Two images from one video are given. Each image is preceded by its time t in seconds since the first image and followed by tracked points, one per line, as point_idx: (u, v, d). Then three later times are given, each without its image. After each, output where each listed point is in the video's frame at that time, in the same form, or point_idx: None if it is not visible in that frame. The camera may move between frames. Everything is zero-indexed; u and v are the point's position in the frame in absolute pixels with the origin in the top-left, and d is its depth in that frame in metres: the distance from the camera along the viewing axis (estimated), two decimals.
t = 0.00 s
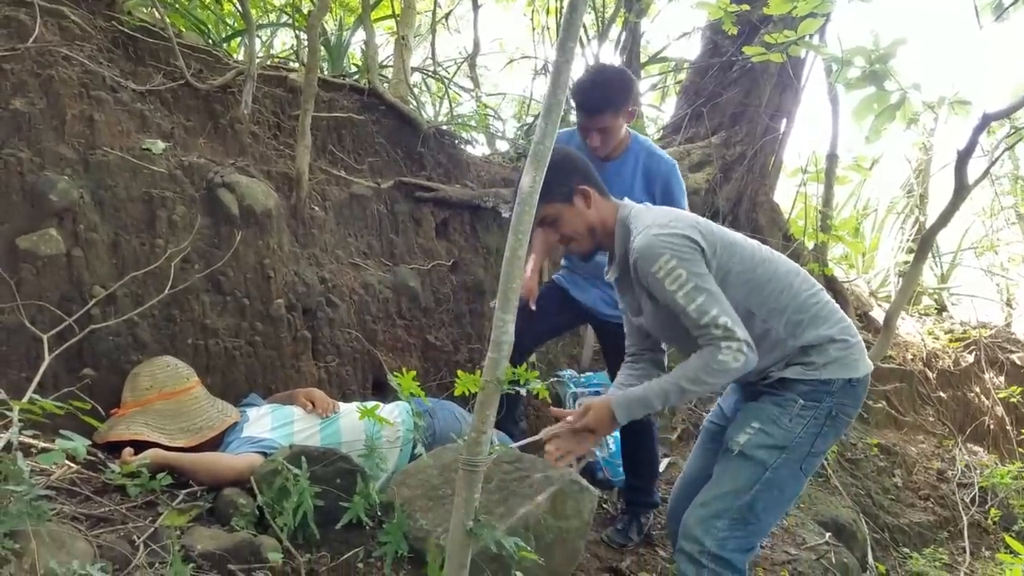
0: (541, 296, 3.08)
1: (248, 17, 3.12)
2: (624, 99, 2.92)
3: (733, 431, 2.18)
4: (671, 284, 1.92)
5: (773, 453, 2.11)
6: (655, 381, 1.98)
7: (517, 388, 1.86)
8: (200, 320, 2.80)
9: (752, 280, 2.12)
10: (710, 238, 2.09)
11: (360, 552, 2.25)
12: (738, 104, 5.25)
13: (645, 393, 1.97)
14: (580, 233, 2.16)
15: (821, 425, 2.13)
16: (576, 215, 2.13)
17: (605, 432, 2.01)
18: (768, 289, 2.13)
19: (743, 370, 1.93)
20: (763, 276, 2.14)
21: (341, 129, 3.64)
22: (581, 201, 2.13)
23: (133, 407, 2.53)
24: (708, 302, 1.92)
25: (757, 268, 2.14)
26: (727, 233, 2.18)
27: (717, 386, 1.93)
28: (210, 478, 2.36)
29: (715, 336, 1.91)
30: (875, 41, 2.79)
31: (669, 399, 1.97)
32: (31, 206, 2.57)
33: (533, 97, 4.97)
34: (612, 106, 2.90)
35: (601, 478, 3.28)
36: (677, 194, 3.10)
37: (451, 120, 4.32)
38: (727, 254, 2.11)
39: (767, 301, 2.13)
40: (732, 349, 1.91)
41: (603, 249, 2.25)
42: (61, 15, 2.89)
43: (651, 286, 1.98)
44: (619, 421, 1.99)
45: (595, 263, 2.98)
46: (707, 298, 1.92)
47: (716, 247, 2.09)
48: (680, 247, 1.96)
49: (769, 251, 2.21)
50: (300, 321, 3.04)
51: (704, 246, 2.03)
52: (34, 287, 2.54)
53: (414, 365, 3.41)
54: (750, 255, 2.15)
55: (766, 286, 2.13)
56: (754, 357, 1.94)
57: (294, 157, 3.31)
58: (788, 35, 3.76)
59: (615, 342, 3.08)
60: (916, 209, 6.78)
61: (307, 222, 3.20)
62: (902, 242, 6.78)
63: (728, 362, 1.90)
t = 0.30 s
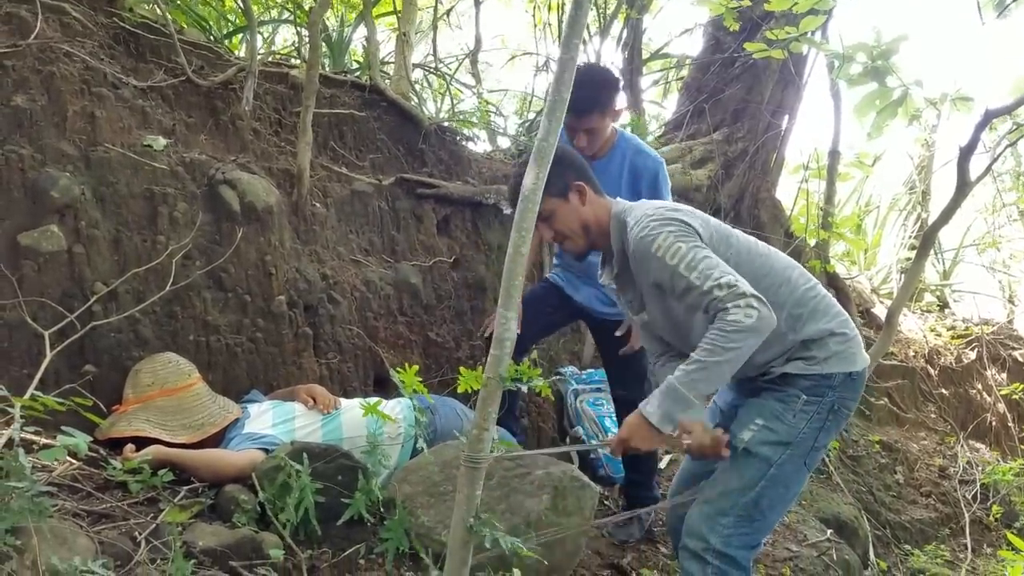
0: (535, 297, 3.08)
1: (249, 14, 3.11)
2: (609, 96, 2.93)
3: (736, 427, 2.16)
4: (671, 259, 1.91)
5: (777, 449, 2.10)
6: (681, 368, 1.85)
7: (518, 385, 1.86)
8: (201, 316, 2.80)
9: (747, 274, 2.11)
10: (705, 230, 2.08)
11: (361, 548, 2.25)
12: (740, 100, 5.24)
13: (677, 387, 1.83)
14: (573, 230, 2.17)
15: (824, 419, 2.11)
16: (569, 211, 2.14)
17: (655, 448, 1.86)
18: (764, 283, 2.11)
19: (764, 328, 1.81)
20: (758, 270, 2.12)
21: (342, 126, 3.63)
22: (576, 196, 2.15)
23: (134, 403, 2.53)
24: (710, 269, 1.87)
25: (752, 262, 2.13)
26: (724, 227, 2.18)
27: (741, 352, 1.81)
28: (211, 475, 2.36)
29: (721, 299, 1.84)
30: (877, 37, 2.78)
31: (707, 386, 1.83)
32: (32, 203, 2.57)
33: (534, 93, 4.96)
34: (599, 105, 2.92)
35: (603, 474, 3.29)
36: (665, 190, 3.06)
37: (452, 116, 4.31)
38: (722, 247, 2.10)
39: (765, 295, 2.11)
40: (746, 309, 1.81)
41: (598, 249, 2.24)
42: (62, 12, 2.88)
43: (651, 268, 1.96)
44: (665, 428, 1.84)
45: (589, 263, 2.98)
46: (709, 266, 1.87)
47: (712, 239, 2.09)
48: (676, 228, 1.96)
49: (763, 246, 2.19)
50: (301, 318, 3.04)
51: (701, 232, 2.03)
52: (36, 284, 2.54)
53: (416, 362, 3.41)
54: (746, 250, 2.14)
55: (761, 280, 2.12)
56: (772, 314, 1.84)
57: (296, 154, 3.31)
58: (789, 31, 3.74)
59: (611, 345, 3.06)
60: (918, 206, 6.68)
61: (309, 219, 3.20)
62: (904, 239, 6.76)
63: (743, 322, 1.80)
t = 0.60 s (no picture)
0: (534, 294, 3.09)
1: (250, 12, 3.12)
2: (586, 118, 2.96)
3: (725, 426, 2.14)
4: (658, 254, 1.90)
5: (766, 449, 2.07)
6: (685, 370, 1.84)
7: (518, 383, 1.86)
8: (203, 315, 2.81)
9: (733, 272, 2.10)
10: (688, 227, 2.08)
11: (362, 546, 2.24)
12: (742, 98, 5.24)
13: (684, 392, 1.82)
14: (555, 239, 2.16)
15: (815, 417, 2.09)
16: (550, 218, 2.14)
17: (672, 457, 1.84)
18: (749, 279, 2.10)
19: (759, 316, 1.82)
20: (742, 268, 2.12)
21: (343, 125, 3.64)
22: (555, 203, 2.15)
23: (136, 402, 2.54)
24: (698, 262, 1.88)
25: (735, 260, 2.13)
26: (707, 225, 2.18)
27: (739, 339, 1.80)
28: (212, 473, 2.37)
29: (713, 289, 1.84)
30: (879, 35, 2.78)
31: (712, 382, 1.82)
32: (33, 202, 2.58)
33: (536, 91, 4.96)
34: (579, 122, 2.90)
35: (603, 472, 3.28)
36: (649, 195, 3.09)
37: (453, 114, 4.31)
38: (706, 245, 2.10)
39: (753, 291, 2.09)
40: (738, 300, 1.81)
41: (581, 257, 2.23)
42: (64, 11, 2.88)
43: (638, 266, 1.96)
44: (680, 435, 1.82)
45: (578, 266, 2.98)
46: (696, 260, 1.88)
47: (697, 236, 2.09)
48: (659, 225, 1.97)
49: (747, 243, 2.18)
50: (302, 316, 3.04)
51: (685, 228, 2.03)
52: (37, 282, 2.55)
53: (417, 360, 3.41)
54: (730, 249, 2.14)
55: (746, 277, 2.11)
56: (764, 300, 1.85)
57: (297, 152, 3.31)
58: (791, 29, 3.73)
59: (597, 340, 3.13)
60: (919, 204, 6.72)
61: (310, 217, 3.20)
62: (905, 237, 6.76)
63: (737, 311, 1.80)
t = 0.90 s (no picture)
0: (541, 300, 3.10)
1: (251, 10, 3.11)
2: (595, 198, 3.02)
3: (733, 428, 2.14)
4: (643, 246, 1.87)
5: (775, 448, 2.03)
6: (676, 351, 1.82)
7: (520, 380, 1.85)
8: (204, 313, 2.81)
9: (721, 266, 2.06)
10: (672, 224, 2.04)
11: (363, 544, 2.24)
12: (744, 96, 5.23)
13: (677, 372, 1.79)
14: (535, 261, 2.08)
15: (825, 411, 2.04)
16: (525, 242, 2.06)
17: (665, 439, 1.83)
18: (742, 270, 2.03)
19: (750, 289, 1.81)
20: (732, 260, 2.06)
21: (344, 123, 3.64)
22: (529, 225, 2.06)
23: (137, 399, 2.54)
24: (685, 247, 1.86)
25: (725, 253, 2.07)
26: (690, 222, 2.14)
27: (735, 313, 1.79)
28: (214, 471, 2.37)
29: (702, 270, 1.83)
30: (882, 34, 2.77)
31: (709, 359, 1.80)
32: (34, 199, 2.57)
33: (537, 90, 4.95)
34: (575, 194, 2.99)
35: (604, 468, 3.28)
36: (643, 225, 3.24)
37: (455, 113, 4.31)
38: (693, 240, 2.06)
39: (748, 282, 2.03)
40: (727, 275, 1.81)
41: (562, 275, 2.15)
42: (65, 8, 2.88)
43: (625, 263, 1.92)
44: (673, 416, 1.80)
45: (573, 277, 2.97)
46: (682, 246, 1.86)
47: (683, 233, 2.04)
48: (640, 220, 1.95)
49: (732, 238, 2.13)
50: (303, 314, 3.04)
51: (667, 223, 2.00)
52: (39, 280, 2.55)
53: (418, 359, 3.41)
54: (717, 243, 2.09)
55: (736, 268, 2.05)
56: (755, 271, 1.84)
57: (298, 150, 3.31)
58: (795, 28, 3.72)
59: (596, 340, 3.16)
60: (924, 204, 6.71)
61: (311, 215, 3.20)
62: (907, 235, 6.75)
63: (728, 286, 1.79)
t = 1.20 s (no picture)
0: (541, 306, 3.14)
1: (251, 9, 3.11)
2: (596, 202, 3.06)
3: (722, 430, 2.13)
4: (610, 253, 1.87)
5: (764, 451, 2.04)
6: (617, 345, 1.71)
7: (519, 380, 1.85)
8: (204, 313, 2.81)
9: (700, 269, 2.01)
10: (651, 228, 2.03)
11: (363, 543, 2.25)
12: (744, 95, 5.23)
13: (618, 366, 1.66)
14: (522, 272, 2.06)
15: (816, 415, 2.05)
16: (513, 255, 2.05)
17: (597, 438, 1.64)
18: (728, 273, 2.02)
19: (696, 284, 1.74)
20: (718, 262, 2.03)
21: (345, 122, 3.64)
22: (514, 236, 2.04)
23: (137, 399, 2.54)
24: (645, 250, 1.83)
25: (712, 256, 2.03)
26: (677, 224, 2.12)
27: (676, 304, 1.70)
28: (214, 470, 2.37)
29: (651, 270, 1.79)
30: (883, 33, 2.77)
31: (650, 355, 1.68)
32: (35, 199, 2.58)
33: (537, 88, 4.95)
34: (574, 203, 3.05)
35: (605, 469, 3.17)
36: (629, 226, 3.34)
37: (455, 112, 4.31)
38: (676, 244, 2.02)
39: (735, 286, 2.01)
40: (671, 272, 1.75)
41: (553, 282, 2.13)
42: (65, 8, 2.88)
43: (598, 272, 1.91)
44: (611, 415, 1.66)
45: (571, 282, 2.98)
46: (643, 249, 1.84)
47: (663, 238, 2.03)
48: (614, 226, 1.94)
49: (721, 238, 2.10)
50: (304, 314, 3.04)
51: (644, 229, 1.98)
52: (39, 280, 2.55)
53: (418, 358, 3.40)
54: (703, 245, 2.07)
55: (720, 269, 2.02)
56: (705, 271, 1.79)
57: (298, 149, 3.31)
58: (796, 26, 3.70)
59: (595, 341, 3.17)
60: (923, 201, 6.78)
61: (311, 215, 3.20)
62: (908, 234, 6.75)
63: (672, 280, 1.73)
